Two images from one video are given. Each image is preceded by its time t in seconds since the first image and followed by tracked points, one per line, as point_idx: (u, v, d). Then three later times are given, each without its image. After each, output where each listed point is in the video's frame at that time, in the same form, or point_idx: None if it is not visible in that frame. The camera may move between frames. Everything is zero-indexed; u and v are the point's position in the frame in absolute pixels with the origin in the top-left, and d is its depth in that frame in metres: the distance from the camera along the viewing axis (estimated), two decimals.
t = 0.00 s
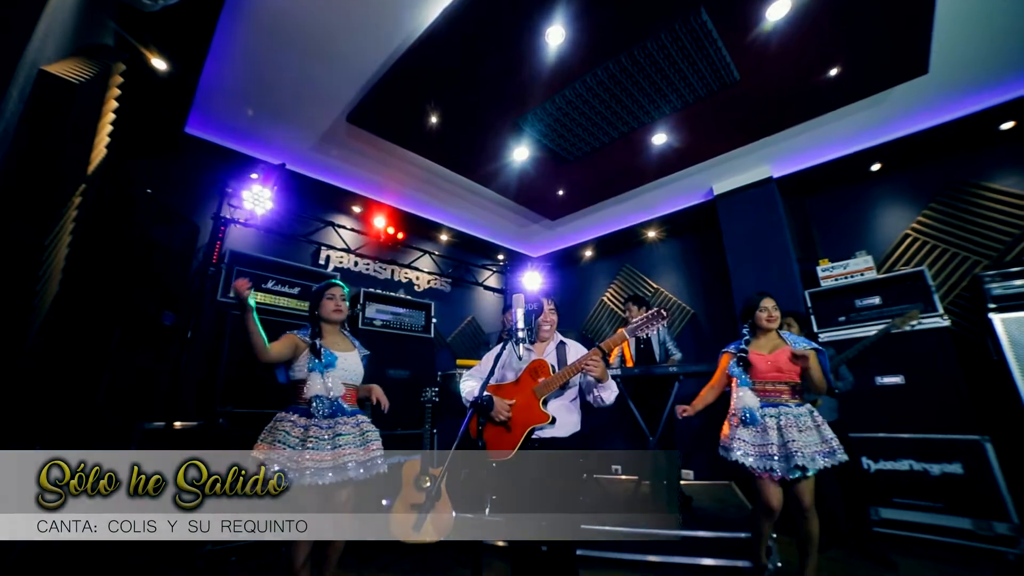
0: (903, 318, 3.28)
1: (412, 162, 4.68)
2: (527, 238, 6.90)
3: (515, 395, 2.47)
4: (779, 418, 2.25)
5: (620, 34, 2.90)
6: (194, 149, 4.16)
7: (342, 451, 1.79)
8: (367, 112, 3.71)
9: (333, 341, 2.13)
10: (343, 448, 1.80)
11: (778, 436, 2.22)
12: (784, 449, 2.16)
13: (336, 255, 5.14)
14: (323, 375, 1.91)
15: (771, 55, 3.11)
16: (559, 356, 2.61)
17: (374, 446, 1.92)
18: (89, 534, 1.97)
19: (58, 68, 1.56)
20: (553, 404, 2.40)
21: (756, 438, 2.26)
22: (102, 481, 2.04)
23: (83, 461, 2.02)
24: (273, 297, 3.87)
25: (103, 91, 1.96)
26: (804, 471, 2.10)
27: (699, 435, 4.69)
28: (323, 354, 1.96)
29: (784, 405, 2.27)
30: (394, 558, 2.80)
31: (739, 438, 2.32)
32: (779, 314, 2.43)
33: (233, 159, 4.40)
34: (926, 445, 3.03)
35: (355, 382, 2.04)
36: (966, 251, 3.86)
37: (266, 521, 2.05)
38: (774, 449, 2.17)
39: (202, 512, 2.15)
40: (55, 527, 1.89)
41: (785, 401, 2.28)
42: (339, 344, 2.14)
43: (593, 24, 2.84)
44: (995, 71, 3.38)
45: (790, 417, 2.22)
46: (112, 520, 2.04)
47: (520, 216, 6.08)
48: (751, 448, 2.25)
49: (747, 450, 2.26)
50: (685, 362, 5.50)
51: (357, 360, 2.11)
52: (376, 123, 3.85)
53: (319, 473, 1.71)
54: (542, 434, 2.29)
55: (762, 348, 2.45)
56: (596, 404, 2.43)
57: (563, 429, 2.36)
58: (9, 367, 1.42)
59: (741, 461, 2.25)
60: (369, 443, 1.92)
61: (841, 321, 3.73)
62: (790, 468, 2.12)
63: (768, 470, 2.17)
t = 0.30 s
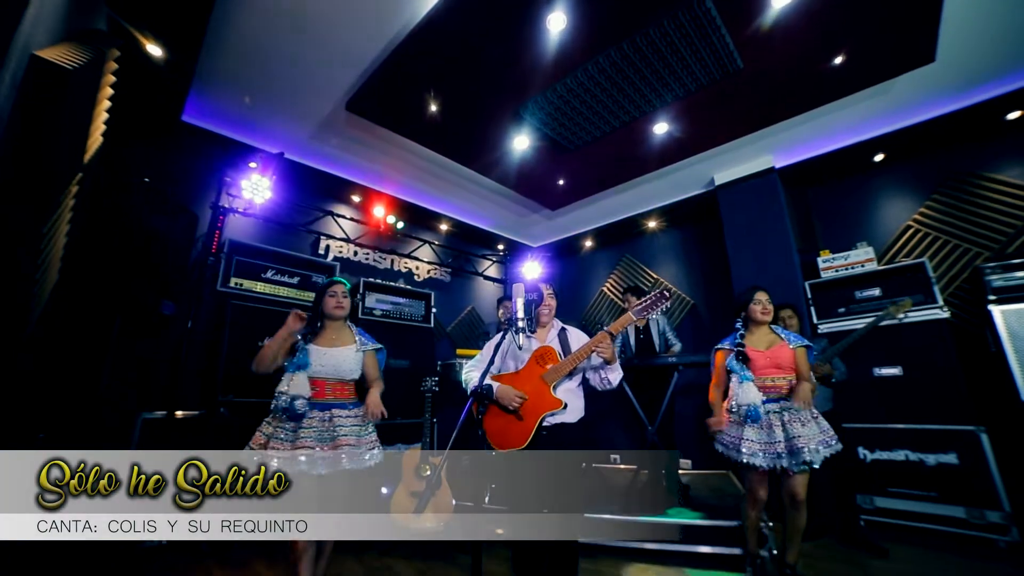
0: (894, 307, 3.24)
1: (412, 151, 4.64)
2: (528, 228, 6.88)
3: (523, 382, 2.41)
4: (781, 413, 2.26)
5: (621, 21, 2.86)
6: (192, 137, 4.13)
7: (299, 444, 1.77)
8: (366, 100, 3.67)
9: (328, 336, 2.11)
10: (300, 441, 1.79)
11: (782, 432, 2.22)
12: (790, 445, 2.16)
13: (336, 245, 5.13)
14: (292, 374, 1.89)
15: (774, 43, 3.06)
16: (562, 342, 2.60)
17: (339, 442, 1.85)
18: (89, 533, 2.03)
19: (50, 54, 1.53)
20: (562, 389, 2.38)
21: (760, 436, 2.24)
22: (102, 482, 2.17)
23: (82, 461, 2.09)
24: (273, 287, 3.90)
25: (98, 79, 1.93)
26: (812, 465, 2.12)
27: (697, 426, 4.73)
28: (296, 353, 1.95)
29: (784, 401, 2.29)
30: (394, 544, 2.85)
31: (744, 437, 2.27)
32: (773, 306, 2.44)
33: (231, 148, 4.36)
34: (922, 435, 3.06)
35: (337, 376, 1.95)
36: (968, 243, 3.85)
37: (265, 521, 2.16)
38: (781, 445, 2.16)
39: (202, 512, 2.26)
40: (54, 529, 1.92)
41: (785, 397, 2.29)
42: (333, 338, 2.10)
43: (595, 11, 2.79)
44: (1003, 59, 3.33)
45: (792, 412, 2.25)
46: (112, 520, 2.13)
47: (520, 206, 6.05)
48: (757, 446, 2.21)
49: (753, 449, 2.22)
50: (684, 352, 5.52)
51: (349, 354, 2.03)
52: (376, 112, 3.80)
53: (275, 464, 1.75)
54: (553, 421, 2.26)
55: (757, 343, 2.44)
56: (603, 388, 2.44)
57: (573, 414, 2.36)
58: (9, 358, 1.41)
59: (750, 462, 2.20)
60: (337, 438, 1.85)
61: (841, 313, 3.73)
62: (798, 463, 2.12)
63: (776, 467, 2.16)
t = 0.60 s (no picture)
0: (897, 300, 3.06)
1: (412, 141, 4.60)
2: (528, 219, 6.85)
3: (530, 372, 2.42)
4: (791, 398, 2.24)
5: (624, 8, 2.81)
6: (190, 126, 4.09)
7: (281, 428, 1.81)
8: (364, 88, 3.62)
9: (326, 326, 2.12)
10: (283, 426, 1.83)
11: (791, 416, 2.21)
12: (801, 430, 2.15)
13: (336, 235, 5.11)
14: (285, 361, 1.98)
15: (779, 31, 3.02)
16: (566, 331, 2.53)
17: (316, 430, 1.80)
18: (89, 533, 2.03)
19: (43, 38, 1.50)
20: (570, 378, 2.40)
21: (771, 419, 2.19)
22: (102, 482, 2.15)
23: (82, 462, 2.04)
24: (273, 277, 3.87)
25: (93, 66, 1.89)
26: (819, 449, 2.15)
27: (696, 416, 4.76)
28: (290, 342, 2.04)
29: (793, 386, 2.27)
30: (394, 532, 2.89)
31: (756, 421, 2.20)
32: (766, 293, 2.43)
33: (229, 137, 4.32)
34: (919, 426, 3.08)
35: (326, 364, 1.96)
36: (970, 235, 3.84)
37: (265, 521, 2.16)
38: (794, 430, 2.14)
39: (202, 512, 2.23)
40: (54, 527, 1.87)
41: (792, 381, 2.30)
42: (331, 329, 2.10)
43: None
44: (1011, 49, 3.29)
45: (802, 396, 2.24)
46: (112, 520, 2.14)
47: (520, 196, 6.02)
48: (770, 431, 2.16)
49: (765, 433, 2.16)
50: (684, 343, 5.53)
51: (336, 341, 1.99)
52: (375, 100, 3.76)
53: (262, 447, 1.84)
54: (560, 411, 2.28)
55: (762, 327, 2.43)
56: (608, 377, 2.45)
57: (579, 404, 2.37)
58: (10, 347, 1.41)
59: (763, 447, 2.14)
60: (315, 424, 1.82)
61: (841, 304, 3.72)
62: (808, 447, 2.13)
63: (788, 451, 2.13)
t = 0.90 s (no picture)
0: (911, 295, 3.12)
1: (411, 130, 4.56)
2: (528, 210, 6.82)
3: (530, 360, 2.38)
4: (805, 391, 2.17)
5: None
6: (187, 115, 4.05)
7: (283, 418, 1.82)
8: (363, 77, 3.58)
9: (322, 316, 2.11)
10: (285, 415, 1.83)
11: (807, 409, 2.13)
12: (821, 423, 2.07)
13: (335, 226, 5.09)
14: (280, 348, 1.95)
15: (783, 19, 2.97)
16: (561, 322, 2.64)
17: (318, 419, 1.83)
18: (89, 533, 2.14)
19: (35, 23, 1.47)
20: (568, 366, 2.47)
21: (795, 413, 2.07)
22: (102, 483, 2.16)
23: (82, 462, 2.08)
24: (273, 268, 3.88)
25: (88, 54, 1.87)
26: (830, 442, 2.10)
27: (694, 407, 4.79)
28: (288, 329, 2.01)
29: (803, 380, 2.22)
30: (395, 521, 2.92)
31: (785, 415, 2.05)
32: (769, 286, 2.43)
33: (227, 127, 4.28)
34: (916, 418, 3.10)
35: (323, 352, 1.97)
36: (972, 228, 3.83)
37: (265, 521, 2.29)
38: (818, 423, 2.05)
39: (202, 512, 2.26)
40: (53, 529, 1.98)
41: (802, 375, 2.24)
42: (327, 318, 2.10)
43: None
44: (1017, 39, 3.25)
45: (811, 390, 2.20)
46: (112, 520, 2.20)
47: (520, 187, 5.99)
48: (798, 425, 2.03)
49: (795, 428, 2.02)
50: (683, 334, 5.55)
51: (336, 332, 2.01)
52: (373, 89, 3.72)
53: (263, 435, 1.84)
54: (556, 400, 2.33)
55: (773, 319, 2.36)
56: (601, 368, 2.56)
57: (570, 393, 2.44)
58: (10, 339, 1.41)
59: (795, 443, 1.99)
60: (319, 414, 1.86)
61: (841, 297, 3.70)
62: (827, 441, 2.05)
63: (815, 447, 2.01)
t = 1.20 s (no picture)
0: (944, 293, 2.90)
1: (412, 119, 4.52)
2: (528, 200, 6.79)
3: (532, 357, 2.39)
4: (807, 379, 2.16)
5: None
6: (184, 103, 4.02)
7: (305, 410, 1.82)
8: (362, 65, 3.54)
9: (323, 307, 2.11)
10: (307, 408, 1.83)
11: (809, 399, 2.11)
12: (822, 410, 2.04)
13: (335, 216, 5.07)
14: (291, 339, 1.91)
15: (788, 7, 2.94)
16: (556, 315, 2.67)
17: (341, 409, 1.90)
18: (89, 533, 2.14)
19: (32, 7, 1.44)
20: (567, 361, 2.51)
21: (792, 402, 2.08)
22: (102, 482, 2.19)
23: (82, 461, 2.11)
24: (272, 259, 3.87)
25: (82, 41, 1.83)
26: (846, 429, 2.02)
27: (693, 397, 4.81)
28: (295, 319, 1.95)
29: (806, 369, 2.20)
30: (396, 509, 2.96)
31: (779, 405, 2.07)
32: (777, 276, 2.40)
33: (225, 115, 4.24)
34: (913, 409, 3.12)
35: (334, 344, 2.01)
36: (973, 220, 3.80)
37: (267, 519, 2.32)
38: (817, 411, 2.03)
39: (201, 512, 2.29)
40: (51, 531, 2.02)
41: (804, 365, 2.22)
42: (329, 309, 2.11)
43: None
44: None
45: (817, 378, 2.17)
46: (112, 520, 2.21)
47: (521, 177, 5.95)
48: (794, 414, 2.04)
49: (790, 417, 2.03)
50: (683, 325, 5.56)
51: (344, 324, 2.07)
52: (372, 77, 3.68)
53: (282, 429, 1.80)
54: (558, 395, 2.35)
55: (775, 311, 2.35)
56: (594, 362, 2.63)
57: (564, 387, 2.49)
58: (12, 329, 1.42)
59: (789, 431, 1.99)
60: (338, 405, 1.92)
61: (842, 289, 3.68)
62: (833, 428, 2.01)
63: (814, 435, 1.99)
